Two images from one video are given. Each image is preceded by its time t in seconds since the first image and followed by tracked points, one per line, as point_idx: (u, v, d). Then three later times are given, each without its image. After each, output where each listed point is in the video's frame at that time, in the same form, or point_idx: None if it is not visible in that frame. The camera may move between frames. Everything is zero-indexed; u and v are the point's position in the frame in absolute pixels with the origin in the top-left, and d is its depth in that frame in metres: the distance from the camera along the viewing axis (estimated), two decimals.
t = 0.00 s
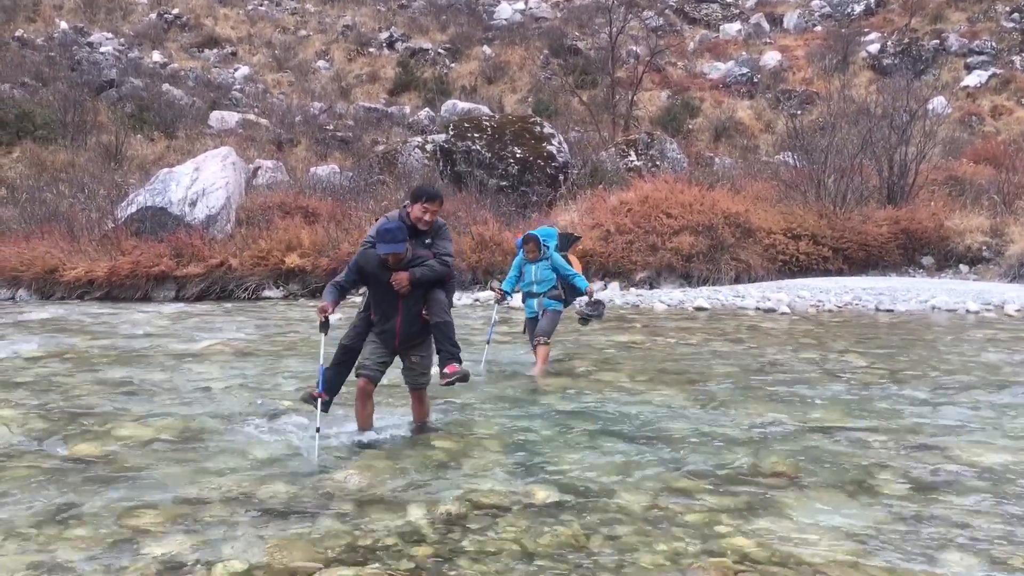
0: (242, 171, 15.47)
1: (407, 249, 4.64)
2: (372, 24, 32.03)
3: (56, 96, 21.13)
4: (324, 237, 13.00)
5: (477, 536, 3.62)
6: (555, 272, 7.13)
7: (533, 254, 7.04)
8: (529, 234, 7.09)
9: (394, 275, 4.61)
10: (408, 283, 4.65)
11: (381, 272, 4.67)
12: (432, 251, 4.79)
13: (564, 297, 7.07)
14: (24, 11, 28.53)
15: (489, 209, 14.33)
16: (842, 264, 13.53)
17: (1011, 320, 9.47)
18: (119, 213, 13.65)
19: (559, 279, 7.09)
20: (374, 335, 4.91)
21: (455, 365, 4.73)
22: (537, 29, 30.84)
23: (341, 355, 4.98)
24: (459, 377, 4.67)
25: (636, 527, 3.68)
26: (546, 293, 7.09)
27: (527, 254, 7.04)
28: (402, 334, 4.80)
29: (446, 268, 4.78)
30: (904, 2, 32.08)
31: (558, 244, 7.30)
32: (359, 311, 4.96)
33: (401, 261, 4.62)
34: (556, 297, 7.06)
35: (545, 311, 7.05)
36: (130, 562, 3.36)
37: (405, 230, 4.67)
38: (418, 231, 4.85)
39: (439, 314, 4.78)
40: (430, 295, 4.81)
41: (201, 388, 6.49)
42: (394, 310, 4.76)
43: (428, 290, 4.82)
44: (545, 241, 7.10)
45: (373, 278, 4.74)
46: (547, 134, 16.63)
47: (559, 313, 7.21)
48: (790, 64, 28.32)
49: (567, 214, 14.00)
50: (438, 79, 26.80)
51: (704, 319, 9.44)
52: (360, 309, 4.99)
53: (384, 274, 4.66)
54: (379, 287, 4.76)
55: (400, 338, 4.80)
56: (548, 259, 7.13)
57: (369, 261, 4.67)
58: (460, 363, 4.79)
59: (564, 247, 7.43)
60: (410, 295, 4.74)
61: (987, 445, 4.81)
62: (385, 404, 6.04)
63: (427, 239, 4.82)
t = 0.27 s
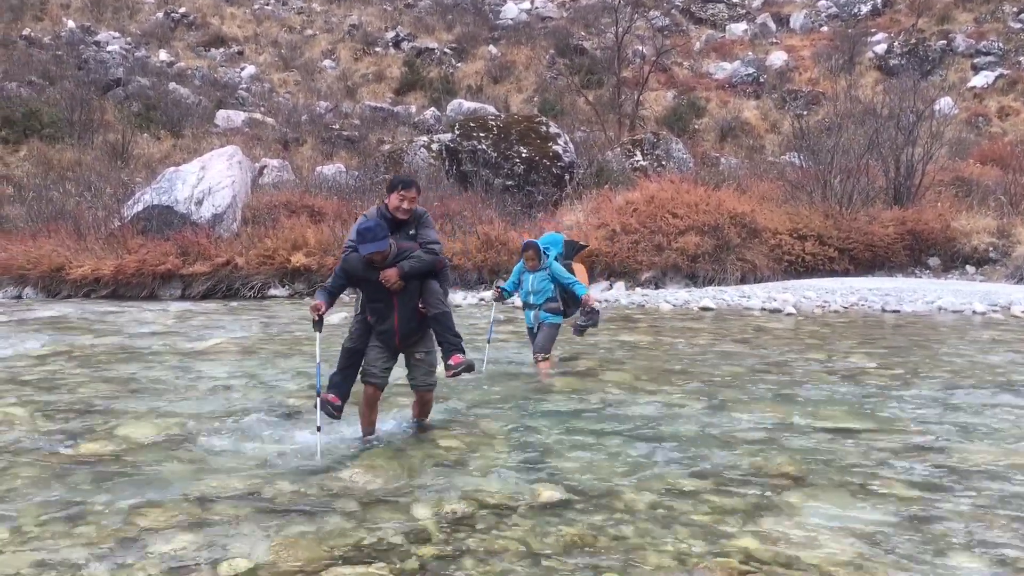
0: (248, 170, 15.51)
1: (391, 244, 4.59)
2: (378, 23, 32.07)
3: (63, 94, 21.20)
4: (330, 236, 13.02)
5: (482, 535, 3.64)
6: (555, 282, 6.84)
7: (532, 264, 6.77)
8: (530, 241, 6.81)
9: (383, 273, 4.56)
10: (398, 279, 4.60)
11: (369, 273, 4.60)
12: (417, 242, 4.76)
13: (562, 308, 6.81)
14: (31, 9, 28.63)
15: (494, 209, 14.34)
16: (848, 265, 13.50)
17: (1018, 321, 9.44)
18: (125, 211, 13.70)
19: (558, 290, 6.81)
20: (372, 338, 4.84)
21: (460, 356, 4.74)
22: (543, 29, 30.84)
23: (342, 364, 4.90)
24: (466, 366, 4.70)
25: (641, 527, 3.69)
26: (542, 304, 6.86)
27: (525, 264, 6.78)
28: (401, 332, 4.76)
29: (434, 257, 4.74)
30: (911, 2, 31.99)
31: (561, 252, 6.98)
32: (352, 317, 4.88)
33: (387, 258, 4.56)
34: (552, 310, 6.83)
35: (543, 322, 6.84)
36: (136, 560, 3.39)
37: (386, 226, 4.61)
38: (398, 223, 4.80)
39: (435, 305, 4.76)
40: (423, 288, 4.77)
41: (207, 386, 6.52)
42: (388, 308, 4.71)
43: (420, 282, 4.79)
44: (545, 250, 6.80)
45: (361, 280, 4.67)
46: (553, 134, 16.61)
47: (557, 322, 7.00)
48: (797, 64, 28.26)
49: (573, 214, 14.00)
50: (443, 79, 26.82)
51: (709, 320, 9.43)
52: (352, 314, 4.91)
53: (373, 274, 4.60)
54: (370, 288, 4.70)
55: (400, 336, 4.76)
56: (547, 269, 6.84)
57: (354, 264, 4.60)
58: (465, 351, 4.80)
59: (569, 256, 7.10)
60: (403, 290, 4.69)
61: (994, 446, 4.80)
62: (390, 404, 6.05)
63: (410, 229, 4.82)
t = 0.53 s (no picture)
0: (256, 169, 15.57)
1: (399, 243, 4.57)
2: (386, 23, 32.13)
3: (71, 94, 21.32)
4: (337, 236, 13.05)
5: (490, 535, 3.65)
6: (558, 284, 6.74)
7: (535, 271, 6.56)
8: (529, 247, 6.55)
9: (394, 273, 4.53)
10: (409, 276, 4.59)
11: (378, 274, 4.57)
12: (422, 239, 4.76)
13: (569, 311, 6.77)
14: (40, 9, 28.80)
15: (501, 209, 14.35)
16: (857, 265, 13.45)
17: None
18: (133, 211, 13.77)
19: (563, 293, 6.74)
20: (383, 340, 4.80)
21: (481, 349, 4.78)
22: (550, 29, 30.83)
23: (353, 370, 4.82)
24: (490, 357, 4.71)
25: (648, 527, 3.70)
26: (548, 306, 6.79)
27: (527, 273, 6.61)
28: (414, 330, 4.75)
29: (441, 252, 4.76)
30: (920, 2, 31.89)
31: (562, 251, 6.85)
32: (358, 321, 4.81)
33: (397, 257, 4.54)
34: (558, 311, 6.77)
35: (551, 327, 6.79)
36: (144, 558, 3.41)
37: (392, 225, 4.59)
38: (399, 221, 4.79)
39: (447, 300, 4.78)
40: (432, 284, 4.78)
41: (215, 385, 6.55)
42: (400, 308, 4.69)
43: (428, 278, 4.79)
44: (546, 255, 6.59)
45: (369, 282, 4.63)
46: (560, 134, 16.60)
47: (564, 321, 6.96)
48: (805, 64, 28.18)
49: (580, 214, 14.00)
50: (451, 79, 26.85)
51: (717, 320, 9.42)
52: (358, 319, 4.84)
53: (383, 274, 4.57)
54: (379, 289, 4.67)
55: (413, 334, 4.74)
56: (550, 273, 6.71)
57: (363, 267, 4.55)
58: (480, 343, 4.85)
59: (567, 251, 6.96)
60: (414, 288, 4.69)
61: (1004, 448, 4.78)
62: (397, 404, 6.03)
63: (412, 227, 4.83)
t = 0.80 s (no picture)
0: (265, 169, 15.62)
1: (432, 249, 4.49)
2: (393, 22, 32.17)
3: (81, 94, 21.43)
4: (345, 235, 13.07)
5: (498, 534, 3.66)
6: (567, 278, 6.73)
7: (544, 262, 6.61)
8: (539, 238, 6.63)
9: (423, 279, 4.41)
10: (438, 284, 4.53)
11: (404, 278, 4.44)
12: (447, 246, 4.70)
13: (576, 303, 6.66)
14: (50, 9, 28.95)
15: (509, 208, 14.36)
16: (865, 265, 13.41)
17: None
18: (142, 210, 13.83)
19: (571, 286, 6.70)
20: (399, 346, 4.72)
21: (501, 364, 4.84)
22: (558, 28, 30.79)
23: (367, 376, 4.70)
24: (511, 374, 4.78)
25: (657, 527, 3.70)
26: (556, 300, 6.76)
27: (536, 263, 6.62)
28: (432, 337, 4.69)
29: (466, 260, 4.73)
30: None
31: (573, 246, 6.83)
32: (375, 326, 4.69)
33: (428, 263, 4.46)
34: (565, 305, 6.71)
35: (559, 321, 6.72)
36: (154, 556, 3.43)
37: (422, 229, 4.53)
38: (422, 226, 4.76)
39: (467, 310, 4.78)
40: (453, 292, 4.76)
41: (224, 384, 6.58)
42: (423, 315, 4.64)
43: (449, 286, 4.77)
44: (556, 247, 6.64)
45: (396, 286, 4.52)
46: (568, 133, 16.57)
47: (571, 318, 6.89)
48: (813, 63, 28.08)
49: (588, 214, 14.00)
50: (458, 78, 26.87)
51: (725, 320, 9.41)
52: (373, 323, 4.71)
53: (413, 280, 4.47)
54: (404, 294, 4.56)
55: (433, 342, 4.69)
56: (559, 265, 6.69)
57: (395, 270, 4.42)
58: (497, 355, 4.90)
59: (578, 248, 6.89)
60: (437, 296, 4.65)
61: (1015, 448, 4.76)
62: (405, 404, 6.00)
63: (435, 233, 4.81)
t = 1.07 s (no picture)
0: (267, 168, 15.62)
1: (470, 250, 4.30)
2: (395, 21, 32.17)
3: (83, 93, 21.46)
4: (348, 234, 13.07)
5: (501, 533, 3.66)
6: (572, 275, 6.63)
7: (551, 254, 6.50)
8: (548, 231, 6.52)
9: (458, 279, 4.23)
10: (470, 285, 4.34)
11: (437, 276, 4.25)
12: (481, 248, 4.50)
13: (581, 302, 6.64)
14: (52, 8, 28.98)
15: (511, 207, 14.35)
16: (868, 263, 13.39)
17: None
18: (145, 209, 13.84)
19: (577, 283, 6.60)
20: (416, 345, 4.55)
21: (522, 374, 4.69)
22: (560, 25, 30.78)
23: (381, 371, 4.54)
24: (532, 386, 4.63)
25: (660, 526, 3.69)
26: (559, 296, 6.64)
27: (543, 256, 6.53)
28: (454, 339, 4.49)
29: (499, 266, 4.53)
30: None
31: (580, 244, 6.70)
32: (394, 320, 4.50)
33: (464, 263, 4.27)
34: (569, 303, 6.61)
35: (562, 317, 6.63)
36: (157, 555, 3.44)
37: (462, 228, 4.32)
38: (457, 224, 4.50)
39: (492, 316, 4.62)
40: (478, 296, 4.57)
41: (227, 382, 6.59)
42: (447, 316, 4.45)
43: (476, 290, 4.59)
44: (564, 241, 6.54)
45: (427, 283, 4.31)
46: (571, 131, 16.54)
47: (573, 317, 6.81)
48: (816, 60, 28.04)
49: (590, 212, 13.99)
50: (460, 76, 26.86)
51: (728, 318, 9.40)
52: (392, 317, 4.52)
53: (446, 278, 4.27)
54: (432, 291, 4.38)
55: (454, 345, 4.50)
56: (566, 260, 6.62)
57: (430, 266, 4.20)
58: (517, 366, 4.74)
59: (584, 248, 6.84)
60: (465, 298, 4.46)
61: (1018, 445, 4.76)
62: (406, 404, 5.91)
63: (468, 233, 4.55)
